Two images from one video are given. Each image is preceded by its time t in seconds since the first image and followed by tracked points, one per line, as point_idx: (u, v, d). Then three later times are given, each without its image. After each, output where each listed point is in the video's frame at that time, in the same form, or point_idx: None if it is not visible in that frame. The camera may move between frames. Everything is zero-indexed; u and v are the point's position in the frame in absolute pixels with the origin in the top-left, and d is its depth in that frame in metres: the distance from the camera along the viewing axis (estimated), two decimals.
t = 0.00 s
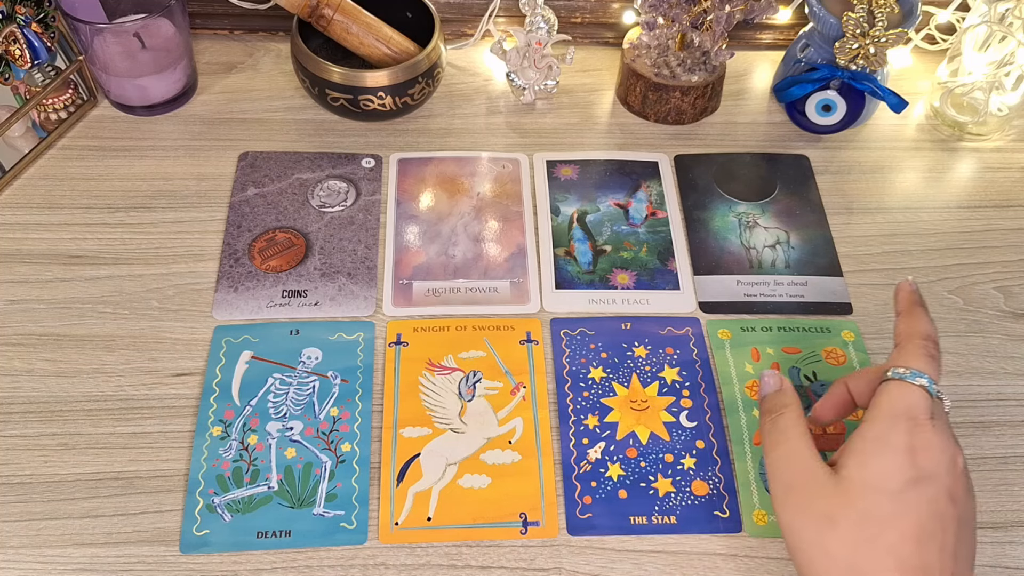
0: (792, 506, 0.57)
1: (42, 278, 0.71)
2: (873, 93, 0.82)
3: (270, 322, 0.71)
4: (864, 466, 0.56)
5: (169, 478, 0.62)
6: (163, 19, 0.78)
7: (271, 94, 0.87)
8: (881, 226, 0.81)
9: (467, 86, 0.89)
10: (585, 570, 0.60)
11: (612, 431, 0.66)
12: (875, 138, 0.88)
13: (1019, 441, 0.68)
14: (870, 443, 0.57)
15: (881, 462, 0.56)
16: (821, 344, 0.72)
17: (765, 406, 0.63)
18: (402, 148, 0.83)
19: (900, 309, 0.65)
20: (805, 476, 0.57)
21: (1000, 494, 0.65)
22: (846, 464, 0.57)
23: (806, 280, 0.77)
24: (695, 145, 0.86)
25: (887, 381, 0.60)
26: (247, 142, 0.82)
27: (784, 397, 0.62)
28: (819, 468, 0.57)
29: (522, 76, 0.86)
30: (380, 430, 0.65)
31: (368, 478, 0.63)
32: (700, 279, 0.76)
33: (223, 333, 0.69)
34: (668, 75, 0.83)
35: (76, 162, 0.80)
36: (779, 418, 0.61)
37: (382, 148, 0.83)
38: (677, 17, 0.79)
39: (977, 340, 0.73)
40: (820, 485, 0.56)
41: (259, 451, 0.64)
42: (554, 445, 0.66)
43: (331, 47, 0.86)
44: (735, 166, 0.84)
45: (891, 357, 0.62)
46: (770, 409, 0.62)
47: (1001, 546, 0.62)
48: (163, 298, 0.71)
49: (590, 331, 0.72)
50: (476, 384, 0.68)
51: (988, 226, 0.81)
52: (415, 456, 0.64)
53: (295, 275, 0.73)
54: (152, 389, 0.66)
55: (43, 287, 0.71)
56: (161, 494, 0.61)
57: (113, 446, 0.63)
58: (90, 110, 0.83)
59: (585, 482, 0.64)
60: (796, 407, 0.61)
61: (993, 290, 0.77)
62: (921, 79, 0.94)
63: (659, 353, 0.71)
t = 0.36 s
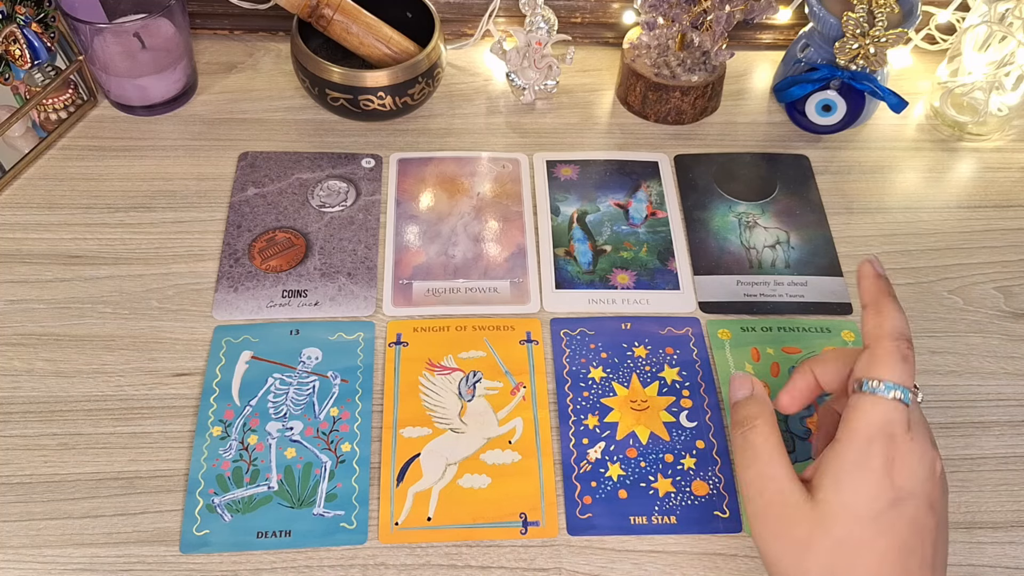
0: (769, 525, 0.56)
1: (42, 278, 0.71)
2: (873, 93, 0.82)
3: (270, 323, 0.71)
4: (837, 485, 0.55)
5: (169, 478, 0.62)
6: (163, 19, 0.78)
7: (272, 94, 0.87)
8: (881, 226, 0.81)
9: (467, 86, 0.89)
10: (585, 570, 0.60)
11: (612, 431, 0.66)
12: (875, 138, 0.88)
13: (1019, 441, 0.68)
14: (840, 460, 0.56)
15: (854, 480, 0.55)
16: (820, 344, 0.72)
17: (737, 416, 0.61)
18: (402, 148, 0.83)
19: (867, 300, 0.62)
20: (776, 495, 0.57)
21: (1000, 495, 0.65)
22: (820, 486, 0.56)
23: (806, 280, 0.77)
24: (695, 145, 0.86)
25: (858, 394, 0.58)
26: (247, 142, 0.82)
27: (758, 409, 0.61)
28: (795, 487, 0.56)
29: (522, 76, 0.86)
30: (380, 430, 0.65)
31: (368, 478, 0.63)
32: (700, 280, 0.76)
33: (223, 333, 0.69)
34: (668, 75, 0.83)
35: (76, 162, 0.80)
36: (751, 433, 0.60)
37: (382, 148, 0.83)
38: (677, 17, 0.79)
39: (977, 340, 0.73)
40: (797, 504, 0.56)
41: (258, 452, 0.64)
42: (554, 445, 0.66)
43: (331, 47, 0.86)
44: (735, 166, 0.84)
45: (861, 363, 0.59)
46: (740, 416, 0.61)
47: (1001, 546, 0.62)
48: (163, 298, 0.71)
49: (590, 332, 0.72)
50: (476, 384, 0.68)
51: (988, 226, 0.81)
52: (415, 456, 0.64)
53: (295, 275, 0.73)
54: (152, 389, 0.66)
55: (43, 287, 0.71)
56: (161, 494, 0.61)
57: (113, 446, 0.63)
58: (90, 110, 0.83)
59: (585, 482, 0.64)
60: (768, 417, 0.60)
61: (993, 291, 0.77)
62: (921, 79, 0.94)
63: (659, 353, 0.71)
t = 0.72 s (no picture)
0: None
1: (42, 278, 0.71)
2: (873, 93, 0.82)
3: (270, 322, 0.71)
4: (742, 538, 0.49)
5: (169, 478, 0.62)
6: (163, 19, 0.78)
7: (272, 94, 0.87)
8: (880, 226, 0.81)
9: (467, 86, 0.89)
10: (584, 570, 0.60)
11: (612, 431, 0.66)
12: (875, 138, 0.88)
13: (1019, 441, 0.68)
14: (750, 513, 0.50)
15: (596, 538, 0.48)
16: (820, 344, 0.72)
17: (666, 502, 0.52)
18: (402, 148, 0.83)
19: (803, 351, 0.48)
20: None
21: (1000, 495, 0.65)
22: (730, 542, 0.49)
23: (806, 280, 0.77)
24: (695, 145, 0.86)
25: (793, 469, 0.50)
26: (247, 142, 0.82)
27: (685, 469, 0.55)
28: None
29: (522, 76, 0.86)
30: (380, 430, 0.65)
31: (368, 478, 0.63)
32: (700, 279, 0.76)
33: (224, 333, 0.69)
34: (668, 75, 0.83)
35: (76, 162, 0.80)
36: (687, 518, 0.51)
37: (382, 148, 0.83)
38: (677, 17, 0.79)
39: (977, 340, 0.73)
40: None
41: (259, 451, 0.64)
42: (554, 445, 0.66)
43: (331, 47, 0.86)
44: (735, 166, 0.84)
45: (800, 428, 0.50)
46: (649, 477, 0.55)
47: (1001, 546, 0.62)
48: (163, 298, 0.71)
49: (590, 332, 0.72)
50: (476, 384, 0.68)
51: (988, 226, 0.81)
52: (415, 456, 0.64)
53: (295, 275, 0.73)
54: (152, 389, 0.66)
55: (43, 287, 0.71)
56: (161, 494, 0.61)
57: (113, 446, 0.63)
58: (90, 110, 0.83)
59: (585, 482, 0.64)
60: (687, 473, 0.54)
61: (993, 290, 0.77)
62: (921, 79, 0.94)
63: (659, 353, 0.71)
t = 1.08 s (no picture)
0: None
1: (42, 278, 0.71)
2: (873, 94, 0.83)
3: (270, 322, 0.71)
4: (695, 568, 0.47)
5: (169, 478, 0.62)
6: (163, 19, 0.78)
7: (272, 94, 0.87)
8: (880, 226, 0.81)
9: (467, 86, 0.89)
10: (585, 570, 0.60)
11: (612, 431, 0.66)
12: (875, 138, 0.88)
13: (1019, 441, 0.68)
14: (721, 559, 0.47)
15: None
16: (820, 344, 0.73)
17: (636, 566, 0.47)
18: (402, 148, 0.83)
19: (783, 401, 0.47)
20: None
21: (1000, 495, 0.65)
22: None
23: (806, 280, 0.77)
24: (695, 145, 0.86)
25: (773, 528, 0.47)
26: (247, 142, 0.82)
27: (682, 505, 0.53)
28: None
29: (522, 76, 0.86)
30: (380, 430, 0.65)
31: (368, 478, 0.63)
32: (700, 279, 0.76)
33: (224, 332, 0.69)
34: (668, 75, 0.83)
35: (76, 162, 0.80)
36: None
37: (382, 148, 0.83)
38: (677, 17, 0.79)
39: (977, 339, 0.73)
40: None
41: (259, 451, 0.64)
42: (554, 445, 0.66)
43: (331, 47, 0.86)
44: (735, 166, 0.84)
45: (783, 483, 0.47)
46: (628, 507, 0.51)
47: (1001, 546, 0.62)
48: (163, 298, 0.71)
49: (590, 332, 0.72)
50: (476, 384, 0.68)
51: (988, 226, 0.81)
52: (415, 456, 0.64)
53: (295, 275, 0.73)
54: (152, 389, 0.66)
55: (43, 287, 0.71)
56: (161, 494, 0.61)
57: (113, 446, 0.63)
58: (90, 110, 0.83)
59: (585, 482, 0.64)
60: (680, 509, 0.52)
61: (993, 290, 0.77)
62: (921, 79, 0.94)
63: (659, 353, 0.71)
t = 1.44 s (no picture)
0: None
1: (42, 278, 0.71)
2: (873, 93, 0.82)
3: (270, 322, 0.71)
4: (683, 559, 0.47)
5: (169, 478, 0.62)
6: (163, 19, 0.78)
7: (272, 94, 0.87)
8: (880, 226, 0.81)
9: (467, 86, 0.89)
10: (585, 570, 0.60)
11: (612, 431, 0.66)
12: (875, 138, 0.88)
13: (1019, 441, 0.68)
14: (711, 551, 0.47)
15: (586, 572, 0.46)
16: (820, 344, 0.73)
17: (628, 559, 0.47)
18: (402, 148, 0.83)
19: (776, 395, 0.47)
20: None
21: (1000, 495, 0.65)
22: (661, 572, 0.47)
23: (806, 280, 0.77)
24: (695, 145, 0.86)
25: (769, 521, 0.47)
26: (247, 143, 0.82)
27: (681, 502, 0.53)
28: None
29: (522, 76, 0.86)
30: (380, 430, 0.65)
31: (368, 478, 0.63)
32: (700, 279, 0.76)
33: (224, 332, 0.70)
34: (668, 75, 0.83)
35: (76, 162, 0.80)
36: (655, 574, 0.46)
37: (382, 148, 0.83)
38: (677, 17, 0.79)
39: (977, 340, 0.73)
40: None
41: (258, 451, 0.64)
42: (554, 445, 0.66)
43: (331, 47, 0.86)
44: (734, 166, 0.84)
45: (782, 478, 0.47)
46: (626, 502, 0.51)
47: (1001, 546, 0.62)
48: (163, 298, 0.71)
49: (590, 332, 0.72)
50: (476, 384, 0.68)
51: (988, 226, 0.81)
52: (415, 456, 0.64)
53: (295, 275, 0.73)
54: (152, 389, 0.66)
55: (43, 287, 0.71)
56: (161, 494, 0.61)
57: (113, 446, 0.63)
58: (90, 110, 0.83)
59: (585, 482, 0.64)
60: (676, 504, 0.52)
61: (993, 290, 0.77)
62: (921, 79, 0.94)
63: (659, 353, 0.71)
